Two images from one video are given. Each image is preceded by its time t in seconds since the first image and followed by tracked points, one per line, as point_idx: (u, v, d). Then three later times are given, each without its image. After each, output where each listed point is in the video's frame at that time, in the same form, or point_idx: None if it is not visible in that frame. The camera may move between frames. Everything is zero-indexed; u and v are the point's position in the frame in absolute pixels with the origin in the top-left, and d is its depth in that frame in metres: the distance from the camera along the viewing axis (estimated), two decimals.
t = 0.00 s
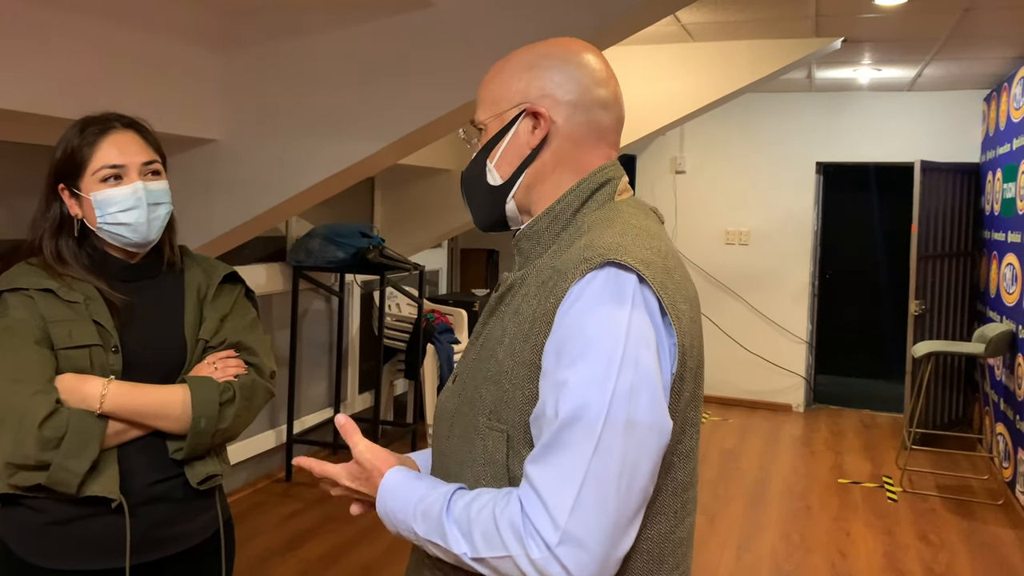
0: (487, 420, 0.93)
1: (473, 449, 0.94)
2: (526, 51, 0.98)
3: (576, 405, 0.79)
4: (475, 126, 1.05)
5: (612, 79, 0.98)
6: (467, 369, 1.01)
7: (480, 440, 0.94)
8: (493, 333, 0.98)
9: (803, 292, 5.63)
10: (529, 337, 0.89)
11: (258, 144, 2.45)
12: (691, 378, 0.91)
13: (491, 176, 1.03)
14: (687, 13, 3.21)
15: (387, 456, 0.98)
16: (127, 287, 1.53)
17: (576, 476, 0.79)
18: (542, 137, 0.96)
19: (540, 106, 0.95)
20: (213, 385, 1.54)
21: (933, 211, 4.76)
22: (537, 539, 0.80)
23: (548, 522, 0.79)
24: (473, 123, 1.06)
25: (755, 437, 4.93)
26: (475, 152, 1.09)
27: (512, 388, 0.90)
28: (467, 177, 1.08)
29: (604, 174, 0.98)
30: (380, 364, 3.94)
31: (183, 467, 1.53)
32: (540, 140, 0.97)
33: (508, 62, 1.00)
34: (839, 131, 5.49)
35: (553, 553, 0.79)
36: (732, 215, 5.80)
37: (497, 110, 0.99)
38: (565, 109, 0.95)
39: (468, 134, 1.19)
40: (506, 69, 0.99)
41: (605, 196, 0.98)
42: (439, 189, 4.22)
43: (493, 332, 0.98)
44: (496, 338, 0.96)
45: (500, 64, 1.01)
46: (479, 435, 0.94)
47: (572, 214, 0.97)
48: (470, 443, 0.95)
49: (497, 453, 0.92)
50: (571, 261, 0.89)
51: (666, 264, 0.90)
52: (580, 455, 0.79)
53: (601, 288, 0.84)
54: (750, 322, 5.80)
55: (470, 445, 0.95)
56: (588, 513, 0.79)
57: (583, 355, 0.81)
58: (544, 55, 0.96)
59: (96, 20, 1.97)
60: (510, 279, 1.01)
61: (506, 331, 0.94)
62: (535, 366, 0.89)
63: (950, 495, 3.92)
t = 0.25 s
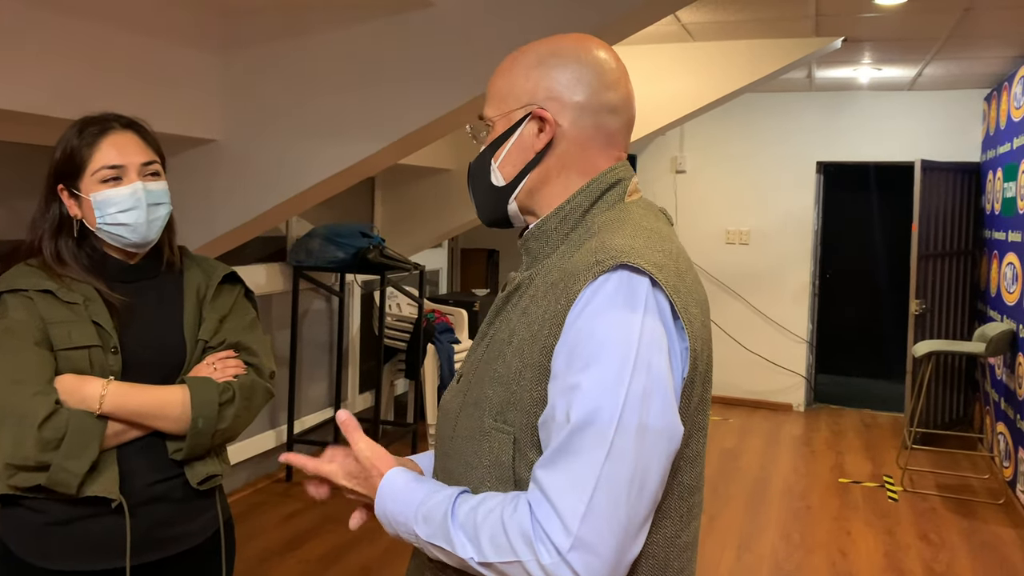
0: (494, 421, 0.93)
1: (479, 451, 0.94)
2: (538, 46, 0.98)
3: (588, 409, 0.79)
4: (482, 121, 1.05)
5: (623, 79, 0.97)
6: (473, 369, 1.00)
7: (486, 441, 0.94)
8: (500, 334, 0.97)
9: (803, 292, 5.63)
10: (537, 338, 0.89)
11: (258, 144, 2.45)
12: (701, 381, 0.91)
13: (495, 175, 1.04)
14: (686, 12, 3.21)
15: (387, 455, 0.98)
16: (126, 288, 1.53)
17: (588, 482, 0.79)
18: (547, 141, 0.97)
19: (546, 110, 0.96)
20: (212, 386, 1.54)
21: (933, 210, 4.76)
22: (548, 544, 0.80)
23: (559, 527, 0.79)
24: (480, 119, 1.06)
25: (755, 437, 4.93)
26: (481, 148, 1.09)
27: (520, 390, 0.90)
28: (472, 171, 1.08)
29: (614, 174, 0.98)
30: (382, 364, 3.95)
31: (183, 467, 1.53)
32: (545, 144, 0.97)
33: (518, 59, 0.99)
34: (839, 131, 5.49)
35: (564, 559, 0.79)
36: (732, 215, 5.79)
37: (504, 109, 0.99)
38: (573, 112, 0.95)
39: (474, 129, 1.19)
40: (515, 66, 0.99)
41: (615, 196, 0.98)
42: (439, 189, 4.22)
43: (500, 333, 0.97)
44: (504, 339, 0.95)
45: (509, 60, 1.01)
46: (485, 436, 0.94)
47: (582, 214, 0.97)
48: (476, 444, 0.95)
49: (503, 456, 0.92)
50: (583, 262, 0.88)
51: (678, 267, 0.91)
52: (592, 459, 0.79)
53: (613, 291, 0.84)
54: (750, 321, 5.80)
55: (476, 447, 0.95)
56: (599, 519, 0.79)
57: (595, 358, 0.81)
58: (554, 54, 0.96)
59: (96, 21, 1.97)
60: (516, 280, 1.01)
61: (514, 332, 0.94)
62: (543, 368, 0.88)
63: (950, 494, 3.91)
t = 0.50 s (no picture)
0: (501, 426, 0.93)
1: (486, 456, 0.94)
2: (548, 42, 0.98)
3: (606, 418, 0.80)
4: (490, 120, 1.05)
5: (632, 78, 0.97)
6: (478, 373, 1.00)
7: (493, 446, 0.93)
8: (507, 337, 0.97)
9: (802, 290, 5.63)
10: (548, 343, 0.88)
11: (257, 145, 2.45)
12: (711, 385, 0.93)
13: (502, 174, 1.03)
14: (684, 12, 3.21)
15: (392, 475, 0.98)
16: (123, 291, 1.53)
17: (605, 492, 0.79)
18: (557, 140, 0.97)
19: (555, 108, 0.95)
20: (210, 388, 1.54)
21: (932, 209, 4.76)
22: (565, 555, 0.80)
23: (577, 538, 0.80)
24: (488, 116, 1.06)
25: (755, 436, 4.93)
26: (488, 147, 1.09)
27: (529, 395, 0.90)
28: (478, 170, 1.08)
29: (624, 176, 0.98)
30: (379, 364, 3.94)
31: (181, 469, 1.53)
32: (554, 143, 0.97)
33: (526, 56, 0.99)
34: (838, 130, 5.49)
35: (581, 570, 0.80)
36: (732, 214, 5.79)
37: (512, 107, 0.99)
38: (582, 111, 0.95)
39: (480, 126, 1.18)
40: (524, 63, 0.99)
41: (625, 198, 0.99)
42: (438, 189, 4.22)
43: (506, 336, 0.97)
44: (510, 342, 0.95)
45: (518, 57, 1.01)
46: (492, 441, 0.93)
47: (590, 216, 0.97)
48: (482, 449, 0.95)
49: (512, 461, 0.91)
50: (595, 267, 0.88)
51: (690, 272, 0.92)
52: (611, 469, 0.79)
53: (629, 297, 0.84)
54: (749, 320, 5.80)
55: (482, 451, 0.95)
56: (617, 530, 0.79)
57: (612, 366, 0.81)
58: (564, 51, 0.96)
59: (94, 21, 1.97)
60: (522, 283, 1.00)
61: (522, 336, 0.93)
62: (555, 374, 0.87)
63: (949, 493, 3.92)
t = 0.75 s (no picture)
0: (505, 427, 0.92)
1: (489, 457, 0.94)
2: (552, 40, 0.98)
3: (614, 421, 0.80)
4: (493, 118, 1.05)
5: (636, 77, 0.97)
6: (481, 374, 1.00)
7: (496, 448, 0.93)
8: (510, 338, 0.96)
9: (801, 290, 5.64)
10: (554, 344, 0.88)
11: (256, 145, 2.45)
12: (716, 386, 0.93)
13: (506, 174, 1.03)
14: (682, 11, 3.21)
15: (394, 476, 0.98)
16: (121, 291, 1.53)
17: (614, 496, 0.79)
18: (562, 139, 0.97)
19: (560, 108, 0.96)
20: (208, 389, 1.54)
21: (930, 208, 4.76)
22: (573, 560, 0.80)
23: (585, 543, 0.79)
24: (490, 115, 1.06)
25: (753, 435, 4.93)
26: (490, 146, 1.09)
27: (534, 396, 0.89)
28: (481, 169, 1.08)
29: (628, 176, 0.98)
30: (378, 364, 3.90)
31: (180, 469, 1.53)
32: (559, 142, 0.97)
33: (531, 54, 0.99)
34: (837, 129, 5.49)
35: None
36: (730, 213, 5.79)
37: (515, 106, 0.99)
38: (587, 110, 0.95)
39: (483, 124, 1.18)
40: (529, 61, 0.98)
41: (629, 199, 0.99)
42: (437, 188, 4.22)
43: (510, 336, 0.97)
44: (514, 343, 0.95)
45: (521, 55, 1.00)
46: (496, 443, 0.93)
47: (594, 217, 0.97)
48: (486, 451, 0.95)
49: (516, 462, 0.91)
50: (601, 268, 0.88)
51: (696, 274, 0.92)
52: (620, 473, 0.79)
53: (636, 299, 0.84)
54: (748, 320, 5.80)
55: (486, 453, 0.94)
56: (625, 535, 0.79)
57: (620, 369, 0.81)
58: (569, 50, 0.96)
59: (92, 22, 1.96)
60: (525, 284, 1.00)
61: (526, 337, 0.93)
62: (561, 376, 0.87)
63: (948, 492, 3.92)
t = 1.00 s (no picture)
0: (504, 426, 0.92)
1: (488, 457, 0.94)
2: (550, 40, 0.98)
3: (614, 419, 0.80)
4: (490, 117, 1.04)
5: (634, 77, 0.97)
6: (480, 374, 0.99)
7: (495, 448, 0.93)
8: (509, 336, 0.96)
9: (800, 290, 5.64)
10: (552, 342, 0.88)
11: (254, 145, 2.45)
12: (716, 384, 0.93)
13: (504, 173, 1.03)
14: (681, 11, 3.21)
15: (393, 474, 0.98)
16: (119, 292, 1.53)
17: (615, 495, 0.79)
18: (560, 139, 0.97)
19: (559, 107, 0.95)
20: (207, 389, 1.54)
21: (929, 208, 4.76)
22: (574, 560, 0.80)
23: (586, 543, 0.79)
24: (488, 114, 1.05)
25: (753, 435, 4.93)
26: (487, 145, 1.08)
27: (533, 394, 0.89)
28: (478, 169, 1.08)
29: (626, 174, 0.98)
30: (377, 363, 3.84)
31: (179, 469, 1.53)
32: (558, 142, 0.97)
33: (530, 53, 0.98)
34: (836, 129, 5.49)
35: None
36: (729, 213, 5.79)
37: (514, 105, 0.99)
38: (586, 110, 0.95)
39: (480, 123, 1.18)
40: (526, 61, 0.98)
41: (628, 197, 0.99)
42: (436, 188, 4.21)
43: (508, 335, 0.97)
44: (512, 341, 0.94)
45: (519, 55, 1.00)
46: (495, 442, 0.93)
47: (593, 215, 0.97)
48: (484, 450, 0.94)
49: (515, 462, 0.91)
50: (600, 266, 0.88)
51: (695, 271, 0.92)
52: (620, 471, 0.79)
53: (635, 297, 0.84)
54: (748, 319, 5.80)
55: (484, 452, 0.94)
56: (626, 534, 0.79)
57: (619, 366, 0.81)
58: (568, 50, 0.95)
59: (91, 21, 1.96)
60: (523, 283, 1.00)
61: (524, 335, 0.93)
62: (559, 374, 0.87)
63: (947, 491, 3.92)
